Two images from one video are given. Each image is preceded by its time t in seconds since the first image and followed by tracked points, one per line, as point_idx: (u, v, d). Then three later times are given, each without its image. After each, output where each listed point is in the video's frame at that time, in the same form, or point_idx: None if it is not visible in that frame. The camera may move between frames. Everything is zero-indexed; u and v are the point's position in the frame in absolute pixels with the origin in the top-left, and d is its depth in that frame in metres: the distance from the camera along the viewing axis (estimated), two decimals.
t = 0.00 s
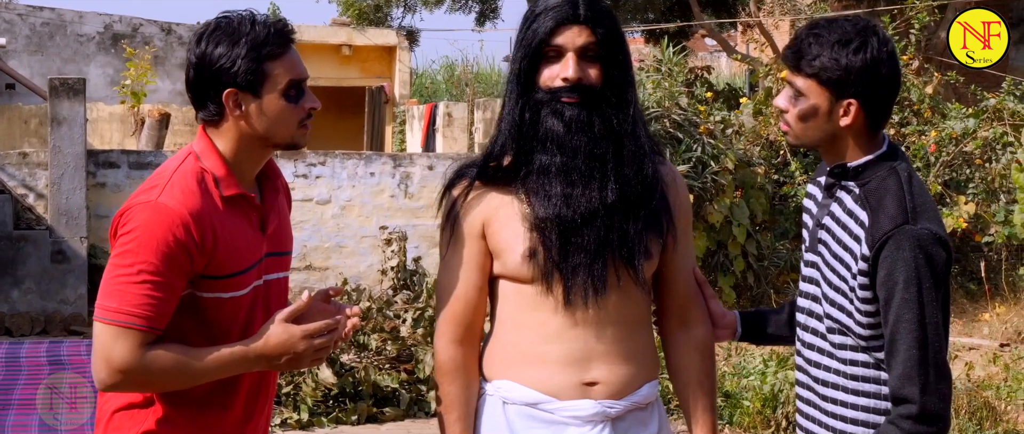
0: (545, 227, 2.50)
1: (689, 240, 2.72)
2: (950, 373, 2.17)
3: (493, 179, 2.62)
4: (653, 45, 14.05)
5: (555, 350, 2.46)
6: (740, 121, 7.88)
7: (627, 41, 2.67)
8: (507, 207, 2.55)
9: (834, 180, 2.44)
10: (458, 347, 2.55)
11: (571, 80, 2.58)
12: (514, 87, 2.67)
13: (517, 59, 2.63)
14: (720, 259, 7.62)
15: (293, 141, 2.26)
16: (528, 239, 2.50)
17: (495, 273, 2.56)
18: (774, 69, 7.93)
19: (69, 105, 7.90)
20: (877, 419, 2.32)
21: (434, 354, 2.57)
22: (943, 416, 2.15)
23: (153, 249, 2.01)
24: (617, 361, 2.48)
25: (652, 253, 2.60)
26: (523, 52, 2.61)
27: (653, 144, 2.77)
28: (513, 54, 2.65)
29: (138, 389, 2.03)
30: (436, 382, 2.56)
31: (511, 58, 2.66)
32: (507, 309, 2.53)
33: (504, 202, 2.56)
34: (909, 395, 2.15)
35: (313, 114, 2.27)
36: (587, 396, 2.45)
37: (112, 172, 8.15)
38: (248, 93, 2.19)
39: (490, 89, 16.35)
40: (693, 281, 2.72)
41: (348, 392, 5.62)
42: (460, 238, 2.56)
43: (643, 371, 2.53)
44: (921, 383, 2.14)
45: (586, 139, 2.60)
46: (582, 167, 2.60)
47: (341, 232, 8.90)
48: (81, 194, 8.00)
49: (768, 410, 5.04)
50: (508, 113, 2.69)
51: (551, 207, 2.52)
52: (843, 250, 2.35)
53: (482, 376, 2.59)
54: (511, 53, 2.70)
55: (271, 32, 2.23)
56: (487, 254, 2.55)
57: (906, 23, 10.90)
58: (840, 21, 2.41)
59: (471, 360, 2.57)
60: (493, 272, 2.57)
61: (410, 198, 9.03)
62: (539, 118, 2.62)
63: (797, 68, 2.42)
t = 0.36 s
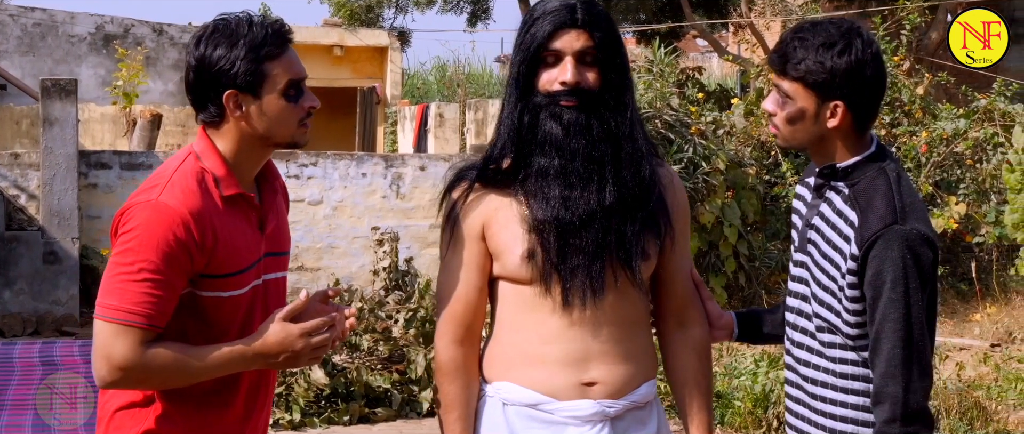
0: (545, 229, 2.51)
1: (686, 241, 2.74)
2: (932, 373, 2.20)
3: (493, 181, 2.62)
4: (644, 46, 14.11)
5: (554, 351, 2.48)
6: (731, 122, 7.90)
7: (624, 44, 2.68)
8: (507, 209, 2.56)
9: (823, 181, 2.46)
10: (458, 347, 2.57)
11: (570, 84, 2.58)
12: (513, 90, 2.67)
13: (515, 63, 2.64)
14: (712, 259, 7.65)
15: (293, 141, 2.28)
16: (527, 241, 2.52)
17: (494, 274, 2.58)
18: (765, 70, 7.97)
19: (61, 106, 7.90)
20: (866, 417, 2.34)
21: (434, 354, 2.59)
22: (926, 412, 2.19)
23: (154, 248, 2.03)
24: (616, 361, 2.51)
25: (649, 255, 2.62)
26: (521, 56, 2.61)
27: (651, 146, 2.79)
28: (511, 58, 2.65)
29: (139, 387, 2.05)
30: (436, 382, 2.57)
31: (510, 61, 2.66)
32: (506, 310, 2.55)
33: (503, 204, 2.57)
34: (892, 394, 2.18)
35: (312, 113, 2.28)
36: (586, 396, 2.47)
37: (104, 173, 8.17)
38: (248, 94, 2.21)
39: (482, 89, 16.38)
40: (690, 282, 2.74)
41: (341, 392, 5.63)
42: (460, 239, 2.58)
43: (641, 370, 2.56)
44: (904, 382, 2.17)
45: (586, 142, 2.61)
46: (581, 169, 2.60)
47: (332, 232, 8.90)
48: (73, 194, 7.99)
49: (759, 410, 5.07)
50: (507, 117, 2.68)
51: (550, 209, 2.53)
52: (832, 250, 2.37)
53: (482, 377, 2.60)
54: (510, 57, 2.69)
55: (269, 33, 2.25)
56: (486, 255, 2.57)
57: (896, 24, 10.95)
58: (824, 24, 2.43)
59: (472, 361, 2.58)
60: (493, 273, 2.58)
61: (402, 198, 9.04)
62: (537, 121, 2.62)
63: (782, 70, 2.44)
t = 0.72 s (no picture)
0: (554, 233, 2.52)
1: (693, 244, 2.74)
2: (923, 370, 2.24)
3: (504, 187, 2.63)
4: (638, 47, 14.15)
5: (561, 351, 2.49)
6: (725, 123, 7.93)
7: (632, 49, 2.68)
8: (517, 213, 2.58)
9: (810, 183, 2.48)
10: (468, 347, 2.58)
11: (577, 92, 2.58)
12: (523, 96, 2.67)
13: (525, 70, 2.64)
14: (705, 260, 7.69)
15: (298, 140, 2.29)
16: (536, 245, 2.53)
17: (503, 275, 2.60)
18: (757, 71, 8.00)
19: (55, 107, 7.90)
20: (856, 415, 2.37)
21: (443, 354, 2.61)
22: (917, 409, 2.22)
23: (160, 245, 2.05)
24: (622, 362, 2.52)
25: (657, 259, 2.63)
26: (530, 64, 2.62)
27: (659, 151, 2.79)
28: (521, 66, 2.66)
29: (143, 382, 2.06)
30: (444, 381, 2.58)
31: (519, 69, 2.67)
32: (514, 312, 2.56)
33: (513, 208, 2.59)
34: (886, 391, 2.21)
35: (316, 113, 2.30)
36: (593, 395, 2.48)
37: (97, 174, 8.17)
38: (253, 94, 2.23)
39: (476, 90, 16.41)
40: (698, 284, 2.75)
41: (334, 392, 5.64)
42: (467, 242, 2.60)
43: (648, 370, 2.57)
44: (897, 381, 2.20)
45: (596, 149, 2.62)
46: (590, 175, 2.61)
47: (326, 233, 8.91)
48: (67, 195, 7.99)
49: (752, 410, 5.10)
50: (517, 123, 2.69)
51: (559, 214, 2.54)
52: (821, 250, 2.39)
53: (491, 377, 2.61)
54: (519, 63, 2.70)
55: (275, 34, 2.26)
56: (495, 256, 2.59)
57: (889, 25, 10.99)
58: (806, 28, 2.45)
59: (481, 361, 2.60)
60: (501, 274, 2.60)
61: (395, 199, 9.06)
62: (546, 129, 2.63)
63: (766, 74, 2.47)
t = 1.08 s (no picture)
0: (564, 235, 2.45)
1: (697, 244, 2.68)
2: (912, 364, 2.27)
3: (512, 188, 2.54)
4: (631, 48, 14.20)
5: (565, 348, 2.42)
6: (718, 123, 7.94)
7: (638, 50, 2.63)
8: (524, 212, 2.50)
9: (802, 181, 2.50)
10: (472, 345, 2.49)
11: (582, 93, 2.54)
12: (529, 96, 2.61)
13: (531, 72, 2.59)
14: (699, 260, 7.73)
15: (306, 139, 2.31)
16: (544, 246, 2.45)
17: (508, 275, 2.51)
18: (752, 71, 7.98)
19: (49, 108, 7.89)
20: (848, 410, 2.40)
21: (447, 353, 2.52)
22: (907, 402, 2.26)
23: (168, 241, 2.07)
24: (625, 358, 2.45)
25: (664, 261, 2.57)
26: (535, 66, 2.57)
27: (665, 152, 2.72)
28: (527, 67, 2.60)
29: (149, 377, 2.08)
30: (449, 380, 2.50)
31: (524, 69, 2.61)
32: (519, 310, 2.48)
33: (520, 207, 2.50)
34: (875, 385, 2.25)
35: (323, 113, 2.32)
36: (596, 390, 2.41)
37: (91, 174, 8.21)
38: (262, 93, 2.25)
39: (470, 91, 16.45)
40: (702, 287, 2.68)
41: (329, 392, 5.66)
42: (473, 241, 2.51)
43: (651, 367, 2.51)
44: (886, 375, 2.24)
45: (602, 149, 2.56)
46: (597, 175, 2.54)
47: (320, 234, 8.92)
48: (61, 195, 7.99)
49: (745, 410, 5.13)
50: (523, 125, 2.62)
51: (567, 215, 2.47)
52: (813, 248, 2.41)
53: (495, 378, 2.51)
54: (524, 64, 2.63)
55: (284, 35, 2.29)
56: (501, 255, 2.50)
57: (882, 25, 11.04)
58: (794, 28, 2.48)
59: (486, 359, 2.50)
60: (507, 273, 2.51)
61: (390, 200, 9.08)
62: (551, 131, 2.57)
63: (756, 74, 2.50)
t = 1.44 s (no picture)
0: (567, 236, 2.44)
1: (696, 244, 2.69)
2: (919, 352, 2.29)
3: (513, 190, 2.53)
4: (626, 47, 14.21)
5: (570, 351, 2.42)
6: (714, 122, 7.88)
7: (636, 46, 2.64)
8: (526, 213, 2.49)
9: (801, 176, 2.52)
10: (473, 350, 2.47)
11: (580, 88, 2.53)
12: (528, 93, 2.61)
13: (529, 68, 2.58)
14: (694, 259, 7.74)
15: (310, 134, 2.32)
16: (549, 248, 2.44)
17: (511, 279, 2.50)
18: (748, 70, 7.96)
19: (45, 107, 7.88)
20: (852, 402, 2.41)
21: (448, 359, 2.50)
22: (916, 391, 2.27)
23: (171, 234, 2.08)
24: (627, 359, 2.46)
25: (665, 261, 2.58)
26: (534, 62, 2.57)
27: (664, 151, 2.73)
28: (526, 64, 2.59)
29: (154, 370, 2.09)
30: (450, 386, 2.48)
31: (522, 66, 2.61)
32: (522, 314, 2.47)
33: (524, 212, 2.49)
34: (886, 374, 2.25)
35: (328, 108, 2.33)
36: (602, 391, 2.42)
37: (87, 174, 8.20)
38: (266, 87, 2.27)
39: (466, 90, 16.45)
40: (700, 287, 2.68)
41: (325, 391, 5.67)
42: (476, 246, 2.49)
43: (652, 368, 2.52)
44: (898, 362, 2.24)
45: (600, 147, 2.55)
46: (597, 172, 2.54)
47: (315, 233, 8.91)
48: (57, 194, 7.98)
49: (741, 408, 5.15)
50: (522, 123, 2.61)
51: (569, 212, 2.47)
52: (815, 242, 2.43)
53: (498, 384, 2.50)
54: (523, 61, 2.63)
55: (287, 30, 2.31)
56: (504, 260, 2.48)
57: (877, 24, 11.06)
58: (792, 24, 2.52)
59: (487, 365, 2.48)
60: (510, 278, 2.49)
61: (385, 199, 9.08)
62: (550, 128, 2.56)
63: (759, 69, 2.53)
